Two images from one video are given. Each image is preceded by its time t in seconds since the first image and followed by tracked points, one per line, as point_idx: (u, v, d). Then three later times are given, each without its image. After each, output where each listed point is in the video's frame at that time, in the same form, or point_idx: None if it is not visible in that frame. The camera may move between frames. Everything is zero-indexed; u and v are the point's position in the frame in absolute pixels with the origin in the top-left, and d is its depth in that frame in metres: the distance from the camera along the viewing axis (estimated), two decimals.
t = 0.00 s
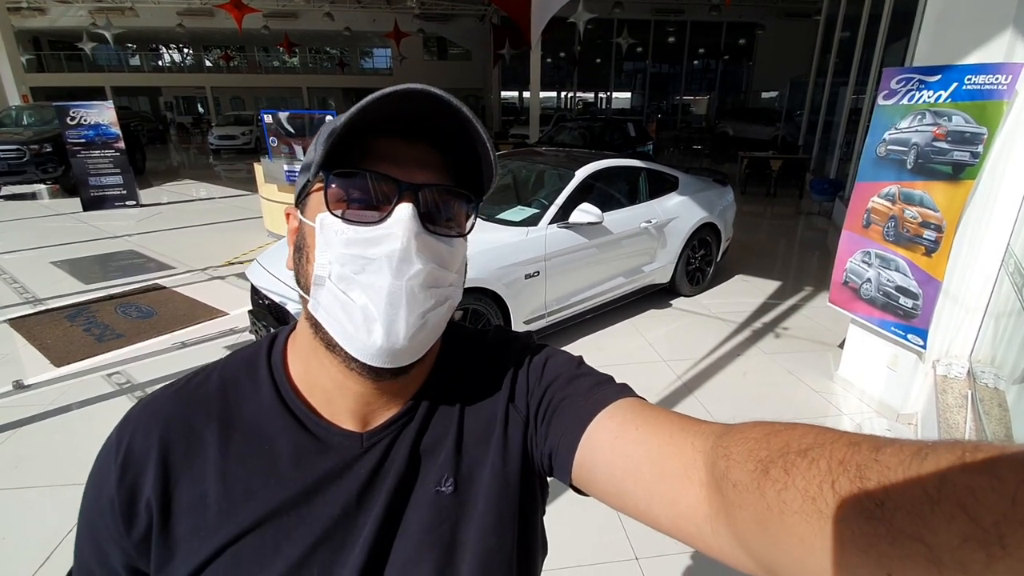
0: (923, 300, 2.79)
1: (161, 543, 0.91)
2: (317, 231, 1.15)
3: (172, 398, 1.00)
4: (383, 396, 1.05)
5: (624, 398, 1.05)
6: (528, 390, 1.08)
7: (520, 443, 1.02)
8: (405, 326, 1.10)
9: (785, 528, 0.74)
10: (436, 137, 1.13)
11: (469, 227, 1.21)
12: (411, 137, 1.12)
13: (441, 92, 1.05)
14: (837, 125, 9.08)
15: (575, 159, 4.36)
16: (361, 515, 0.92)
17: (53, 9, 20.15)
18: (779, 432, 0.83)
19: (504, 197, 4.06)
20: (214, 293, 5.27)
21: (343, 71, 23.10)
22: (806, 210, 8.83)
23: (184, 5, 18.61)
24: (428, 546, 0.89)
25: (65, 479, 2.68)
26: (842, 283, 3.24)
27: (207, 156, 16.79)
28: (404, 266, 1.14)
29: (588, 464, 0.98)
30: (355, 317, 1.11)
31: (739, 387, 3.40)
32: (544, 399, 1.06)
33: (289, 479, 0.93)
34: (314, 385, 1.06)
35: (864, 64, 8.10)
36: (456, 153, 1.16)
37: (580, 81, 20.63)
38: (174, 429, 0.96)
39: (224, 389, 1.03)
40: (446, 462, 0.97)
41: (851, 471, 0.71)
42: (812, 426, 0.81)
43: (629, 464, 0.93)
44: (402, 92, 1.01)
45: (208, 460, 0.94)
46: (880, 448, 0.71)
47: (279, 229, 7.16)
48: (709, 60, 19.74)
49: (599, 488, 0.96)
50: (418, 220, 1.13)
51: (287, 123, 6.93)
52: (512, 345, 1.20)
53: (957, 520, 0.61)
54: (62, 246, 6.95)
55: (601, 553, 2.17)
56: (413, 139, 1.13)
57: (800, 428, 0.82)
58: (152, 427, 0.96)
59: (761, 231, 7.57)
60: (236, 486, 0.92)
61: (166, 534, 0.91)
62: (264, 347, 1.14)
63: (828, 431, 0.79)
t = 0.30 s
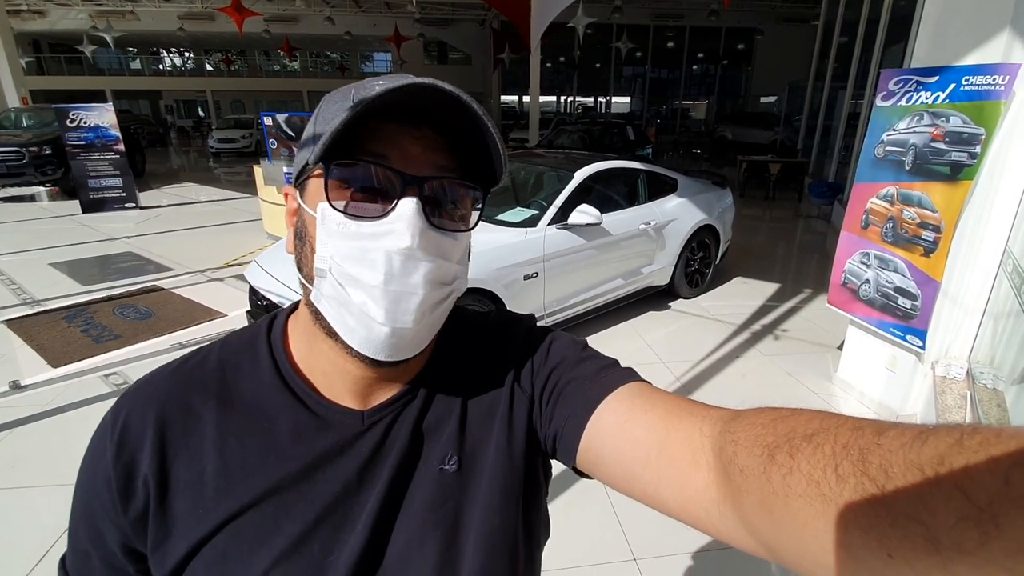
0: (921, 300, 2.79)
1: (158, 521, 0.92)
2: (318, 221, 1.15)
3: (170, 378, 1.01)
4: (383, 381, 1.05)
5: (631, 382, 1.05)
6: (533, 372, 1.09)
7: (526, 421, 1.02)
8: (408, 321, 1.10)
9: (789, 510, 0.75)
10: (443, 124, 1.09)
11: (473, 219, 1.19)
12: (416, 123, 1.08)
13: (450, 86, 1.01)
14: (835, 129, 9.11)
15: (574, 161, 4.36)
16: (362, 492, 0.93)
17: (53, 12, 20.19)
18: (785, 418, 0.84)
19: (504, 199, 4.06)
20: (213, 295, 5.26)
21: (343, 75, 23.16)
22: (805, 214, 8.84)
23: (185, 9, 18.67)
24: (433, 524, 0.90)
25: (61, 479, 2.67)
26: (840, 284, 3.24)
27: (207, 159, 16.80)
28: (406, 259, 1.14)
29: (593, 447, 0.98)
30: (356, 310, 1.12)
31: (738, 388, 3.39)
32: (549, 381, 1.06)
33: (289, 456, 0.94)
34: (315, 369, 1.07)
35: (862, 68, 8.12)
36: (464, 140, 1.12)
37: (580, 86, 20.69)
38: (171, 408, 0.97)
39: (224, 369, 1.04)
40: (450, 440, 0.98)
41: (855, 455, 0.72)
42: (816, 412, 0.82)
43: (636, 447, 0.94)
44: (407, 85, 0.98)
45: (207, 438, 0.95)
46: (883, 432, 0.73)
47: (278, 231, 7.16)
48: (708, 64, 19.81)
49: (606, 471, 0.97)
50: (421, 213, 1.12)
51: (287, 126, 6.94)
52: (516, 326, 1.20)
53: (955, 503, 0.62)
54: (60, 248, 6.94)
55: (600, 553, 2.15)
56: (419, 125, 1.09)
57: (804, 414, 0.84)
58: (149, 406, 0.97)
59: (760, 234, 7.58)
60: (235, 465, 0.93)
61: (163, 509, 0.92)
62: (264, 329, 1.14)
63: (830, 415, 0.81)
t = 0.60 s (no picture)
0: (920, 307, 2.79)
1: (162, 522, 0.91)
2: (324, 221, 1.14)
3: (173, 378, 1.01)
4: (389, 384, 1.06)
5: (636, 385, 1.05)
6: (537, 374, 1.08)
7: (529, 424, 1.02)
8: (416, 327, 1.09)
9: (794, 514, 0.75)
10: (453, 125, 1.09)
11: (481, 221, 1.19)
12: (426, 124, 1.08)
13: (462, 90, 1.01)
14: (834, 137, 9.14)
15: (573, 168, 4.37)
16: (366, 494, 0.93)
17: (57, 20, 20.32)
18: (789, 420, 0.84)
19: (503, 205, 4.06)
20: (212, 301, 5.25)
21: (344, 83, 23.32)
22: (804, 221, 8.85)
23: (188, 17, 18.78)
24: (437, 528, 0.89)
25: (56, 485, 2.65)
26: (840, 291, 3.24)
27: (208, 166, 16.85)
28: (410, 262, 1.12)
29: (597, 450, 0.98)
30: (361, 315, 1.10)
31: (738, 395, 3.38)
32: (553, 383, 1.06)
33: (294, 457, 0.93)
34: (320, 372, 1.06)
35: (861, 77, 8.16)
36: (473, 141, 1.12)
37: (580, 94, 20.81)
38: (174, 409, 0.96)
39: (226, 370, 1.04)
40: (454, 442, 0.98)
41: (858, 458, 0.72)
42: (820, 415, 0.82)
43: (640, 449, 0.93)
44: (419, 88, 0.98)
45: (209, 439, 0.94)
46: (885, 435, 0.73)
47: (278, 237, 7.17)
48: (707, 73, 19.94)
49: (610, 474, 0.97)
50: (429, 216, 1.11)
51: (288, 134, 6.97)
52: (519, 330, 1.20)
53: (956, 506, 0.63)
54: (60, 254, 6.94)
55: (598, 560, 2.14)
56: (429, 126, 1.08)
57: (808, 417, 0.83)
58: (152, 407, 0.96)
59: (760, 241, 7.59)
60: (238, 468, 0.92)
61: (166, 511, 0.91)
62: (268, 331, 1.13)
63: (834, 417, 0.80)
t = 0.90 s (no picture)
0: (920, 315, 2.78)
1: (162, 528, 0.90)
2: (326, 228, 1.15)
3: (175, 385, 1.00)
4: (390, 390, 1.05)
5: (636, 392, 1.04)
6: (538, 381, 1.08)
7: (530, 431, 1.02)
8: (417, 332, 1.10)
9: (792, 523, 0.74)
10: (453, 133, 1.09)
11: (482, 228, 1.20)
12: (426, 133, 1.09)
13: (460, 96, 1.01)
14: (833, 146, 9.18)
15: (573, 176, 4.38)
16: (365, 501, 0.92)
17: (62, 28, 20.50)
18: (790, 428, 0.83)
19: (503, 212, 4.07)
20: (211, 307, 5.24)
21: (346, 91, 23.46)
22: (804, 229, 8.86)
23: (191, 25, 18.92)
24: (436, 536, 0.88)
25: (52, 492, 2.63)
26: (839, 299, 3.23)
27: (210, 173, 16.91)
28: (411, 267, 1.13)
29: (598, 458, 0.97)
30: (362, 319, 1.11)
31: (738, 403, 3.36)
32: (554, 391, 1.06)
33: (293, 464, 0.93)
34: (320, 379, 1.06)
35: (859, 85, 8.20)
36: (474, 148, 1.13)
37: (580, 103, 20.93)
38: (176, 415, 0.96)
39: (228, 377, 1.03)
40: (454, 449, 0.97)
41: (858, 466, 0.72)
42: (820, 422, 0.81)
43: (641, 457, 0.92)
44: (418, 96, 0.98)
45: (209, 446, 0.94)
46: (885, 443, 0.73)
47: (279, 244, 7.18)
48: (707, 82, 20.05)
49: (610, 482, 0.95)
50: (430, 223, 1.12)
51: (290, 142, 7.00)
52: (520, 338, 1.20)
53: (955, 514, 0.62)
54: (61, 260, 6.95)
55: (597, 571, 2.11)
56: (428, 134, 1.09)
57: (808, 425, 0.83)
58: (153, 414, 0.96)
59: (760, 248, 7.59)
60: (238, 475, 0.92)
61: (166, 517, 0.91)
62: (270, 339, 1.13)
63: (833, 425, 0.80)
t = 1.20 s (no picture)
0: (920, 322, 2.78)
1: (168, 541, 0.89)
2: (332, 224, 1.14)
3: (183, 394, 1.00)
4: (397, 396, 1.04)
5: (649, 400, 1.04)
6: (548, 390, 1.08)
7: (541, 439, 1.01)
8: (420, 323, 1.09)
9: (812, 533, 0.75)
10: (458, 131, 1.11)
11: (488, 228, 1.19)
12: (432, 130, 1.11)
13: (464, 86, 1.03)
14: (832, 152, 9.20)
15: (572, 181, 4.39)
16: (376, 511, 0.91)
17: (63, 33, 20.56)
18: (805, 437, 0.84)
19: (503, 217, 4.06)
20: (209, 312, 5.23)
21: (347, 96, 23.52)
22: (803, 235, 8.87)
23: (192, 30, 18.97)
24: (447, 546, 0.87)
25: (48, 498, 2.61)
26: (839, 305, 3.23)
27: (209, 177, 16.92)
28: (415, 259, 1.11)
29: (612, 466, 0.97)
30: (367, 312, 1.10)
31: (739, 409, 3.35)
32: (565, 399, 1.06)
33: (302, 474, 0.92)
34: (327, 383, 1.06)
35: (858, 92, 8.23)
36: (479, 149, 1.14)
37: (580, 109, 21.00)
38: (184, 425, 0.95)
39: (236, 385, 1.03)
40: (465, 458, 0.97)
41: (876, 475, 0.73)
42: (837, 431, 0.82)
43: (655, 466, 0.92)
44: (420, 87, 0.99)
45: (218, 455, 0.93)
46: (903, 450, 0.74)
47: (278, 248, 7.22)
48: (707, 89, 20.12)
49: (624, 491, 0.96)
50: (436, 217, 1.11)
51: (290, 147, 7.01)
52: (529, 344, 1.20)
53: (973, 521, 0.63)
54: (60, 264, 6.93)
55: None
56: (436, 133, 1.11)
57: (825, 434, 0.83)
58: (162, 424, 0.95)
59: (759, 254, 7.60)
60: (248, 484, 0.91)
61: (173, 531, 0.89)
62: (277, 346, 1.13)
63: (849, 434, 0.81)
